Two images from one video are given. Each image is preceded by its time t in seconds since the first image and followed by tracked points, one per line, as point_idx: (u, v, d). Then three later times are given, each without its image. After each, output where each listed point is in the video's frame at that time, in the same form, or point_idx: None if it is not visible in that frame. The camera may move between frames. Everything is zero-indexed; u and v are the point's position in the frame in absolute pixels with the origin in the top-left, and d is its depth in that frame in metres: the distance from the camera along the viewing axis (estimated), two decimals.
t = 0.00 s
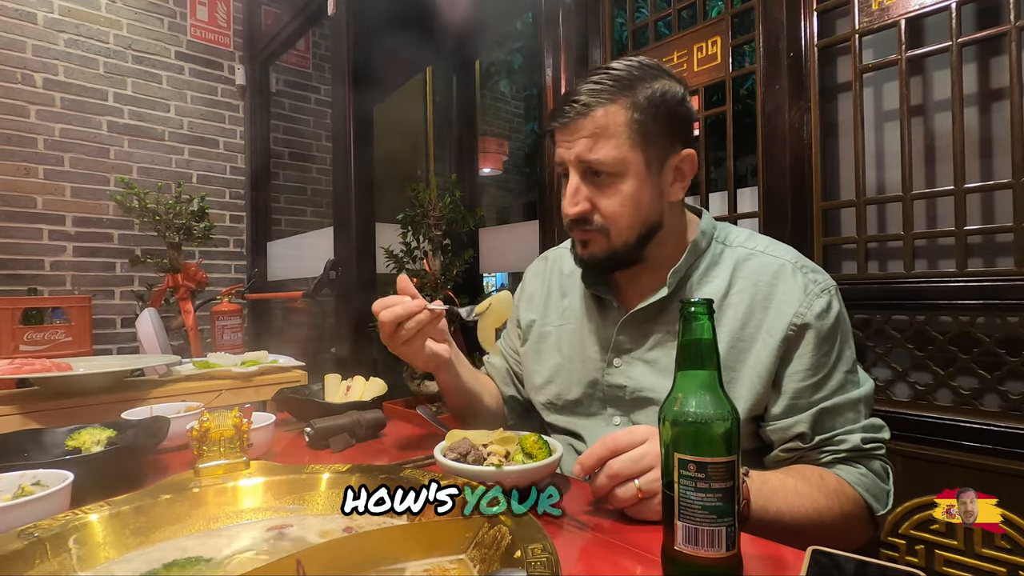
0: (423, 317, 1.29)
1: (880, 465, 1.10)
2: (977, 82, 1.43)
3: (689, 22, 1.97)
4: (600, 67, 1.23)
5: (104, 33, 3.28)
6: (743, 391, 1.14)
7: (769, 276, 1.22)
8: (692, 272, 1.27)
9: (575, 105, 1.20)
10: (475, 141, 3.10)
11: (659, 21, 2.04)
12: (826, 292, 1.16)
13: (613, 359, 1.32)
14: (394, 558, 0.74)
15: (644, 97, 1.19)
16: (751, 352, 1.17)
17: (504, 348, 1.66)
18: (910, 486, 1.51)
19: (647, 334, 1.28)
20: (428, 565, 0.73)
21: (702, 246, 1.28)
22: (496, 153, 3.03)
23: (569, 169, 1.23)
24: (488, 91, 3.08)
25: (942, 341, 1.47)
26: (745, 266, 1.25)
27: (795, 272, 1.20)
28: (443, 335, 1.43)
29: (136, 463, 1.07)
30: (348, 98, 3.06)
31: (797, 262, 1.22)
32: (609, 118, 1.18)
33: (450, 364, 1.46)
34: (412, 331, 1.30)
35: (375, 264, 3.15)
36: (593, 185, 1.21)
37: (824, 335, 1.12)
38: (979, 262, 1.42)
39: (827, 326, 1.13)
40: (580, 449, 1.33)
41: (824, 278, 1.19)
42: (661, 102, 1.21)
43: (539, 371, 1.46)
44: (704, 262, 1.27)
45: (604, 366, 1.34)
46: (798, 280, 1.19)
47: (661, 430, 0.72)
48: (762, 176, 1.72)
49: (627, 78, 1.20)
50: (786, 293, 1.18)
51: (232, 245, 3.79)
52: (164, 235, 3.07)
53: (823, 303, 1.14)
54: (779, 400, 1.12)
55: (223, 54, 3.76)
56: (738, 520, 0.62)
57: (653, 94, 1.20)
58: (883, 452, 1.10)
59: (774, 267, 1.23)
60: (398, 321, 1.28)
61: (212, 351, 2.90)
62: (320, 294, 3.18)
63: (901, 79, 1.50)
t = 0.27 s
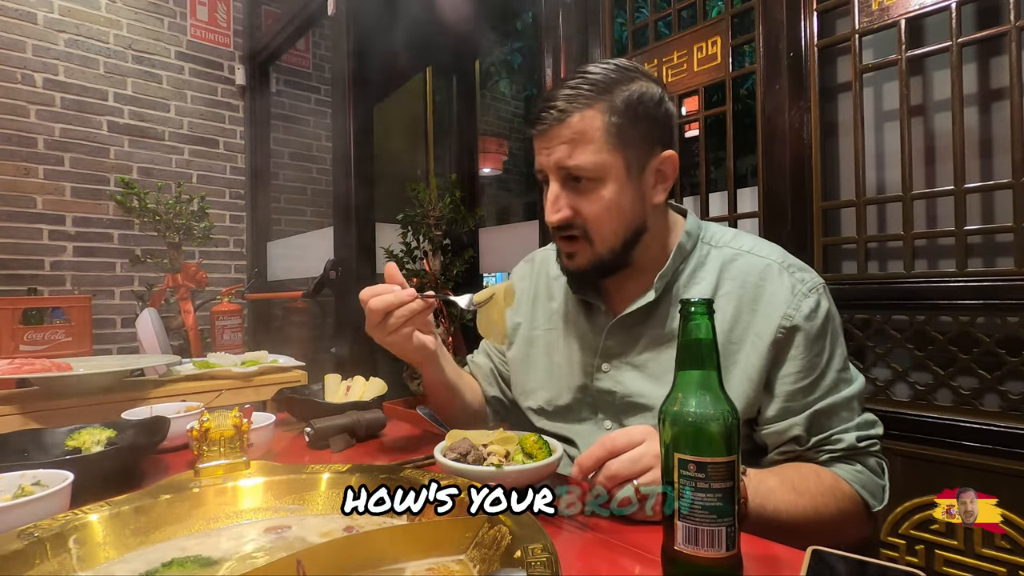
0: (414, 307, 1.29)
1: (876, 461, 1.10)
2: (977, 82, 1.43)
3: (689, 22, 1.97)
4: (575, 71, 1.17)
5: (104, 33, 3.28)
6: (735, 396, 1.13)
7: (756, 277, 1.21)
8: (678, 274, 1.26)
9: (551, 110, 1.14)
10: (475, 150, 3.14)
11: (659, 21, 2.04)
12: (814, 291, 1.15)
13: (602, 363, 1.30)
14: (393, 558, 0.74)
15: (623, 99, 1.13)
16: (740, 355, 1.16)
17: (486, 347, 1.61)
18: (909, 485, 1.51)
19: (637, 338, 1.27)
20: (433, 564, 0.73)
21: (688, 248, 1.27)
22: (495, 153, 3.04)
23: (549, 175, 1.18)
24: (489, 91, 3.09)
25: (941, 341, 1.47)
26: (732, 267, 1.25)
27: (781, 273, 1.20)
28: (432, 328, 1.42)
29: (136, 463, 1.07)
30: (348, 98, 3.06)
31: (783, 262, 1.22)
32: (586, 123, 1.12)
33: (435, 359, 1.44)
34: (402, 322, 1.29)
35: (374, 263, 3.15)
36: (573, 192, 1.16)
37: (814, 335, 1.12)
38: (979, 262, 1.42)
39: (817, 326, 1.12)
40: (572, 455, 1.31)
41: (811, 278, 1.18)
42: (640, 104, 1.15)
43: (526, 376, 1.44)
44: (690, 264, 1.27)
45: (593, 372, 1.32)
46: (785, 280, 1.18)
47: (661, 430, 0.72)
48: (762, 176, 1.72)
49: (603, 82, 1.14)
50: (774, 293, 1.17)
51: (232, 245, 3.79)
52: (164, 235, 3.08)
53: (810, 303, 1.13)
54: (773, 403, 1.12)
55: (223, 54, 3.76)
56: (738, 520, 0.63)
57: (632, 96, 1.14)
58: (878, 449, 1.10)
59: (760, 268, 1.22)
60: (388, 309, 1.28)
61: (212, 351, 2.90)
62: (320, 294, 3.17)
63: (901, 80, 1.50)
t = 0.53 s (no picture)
0: (408, 310, 1.26)
1: (880, 453, 1.10)
2: (977, 82, 1.43)
3: (689, 22, 1.97)
4: (543, 83, 1.14)
5: (104, 33, 3.28)
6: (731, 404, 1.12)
7: (742, 279, 1.20)
8: (663, 279, 1.24)
9: (520, 123, 1.11)
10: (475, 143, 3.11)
11: (659, 21, 2.04)
12: (803, 290, 1.14)
13: (590, 373, 1.27)
14: (393, 559, 0.74)
15: (593, 108, 1.11)
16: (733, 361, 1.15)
17: (476, 351, 1.60)
18: (909, 485, 1.52)
19: (623, 347, 1.24)
20: (436, 564, 0.73)
21: (672, 252, 1.25)
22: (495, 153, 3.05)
23: (523, 191, 1.16)
24: (489, 91, 3.07)
25: (942, 341, 1.47)
26: (718, 270, 1.23)
27: (768, 273, 1.18)
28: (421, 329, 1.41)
29: (137, 463, 1.07)
30: (348, 96, 3.03)
31: (768, 261, 1.20)
32: (557, 134, 1.09)
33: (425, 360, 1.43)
34: (394, 324, 1.27)
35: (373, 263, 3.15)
36: (548, 206, 1.13)
37: (806, 336, 1.10)
38: (979, 262, 1.42)
39: (808, 326, 1.11)
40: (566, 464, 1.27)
41: (798, 275, 1.17)
42: (611, 110, 1.13)
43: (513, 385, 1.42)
44: (675, 268, 1.24)
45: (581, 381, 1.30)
46: (772, 281, 1.17)
47: (661, 430, 0.72)
48: (762, 176, 1.72)
49: (572, 91, 1.12)
50: (762, 296, 1.16)
51: (232, 245, 3.79)
52: (164, 235, 3.08)
53: (800, 303, 1.12)
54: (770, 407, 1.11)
55: (223, 54, 3.76)
56: (738, 521, 0.62)
57: (601, 103, 1.12)
58: (880, 441, 1.10)
59: (746, 269, 1.21)
60: (380, 312, 1.25)
61: (212, 351, 2.90)
62: (320, 294, 3.17)
63: (901, 79, 1.50)
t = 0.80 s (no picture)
0: (414, 307, 1.28)
1: (881, 444, 1.11)
2: (977, 82, 1.43)
3: (689, 22, 1.97)
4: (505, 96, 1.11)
5: (104, 33, 3.28)
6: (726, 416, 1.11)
7: (725, 286, 1.16)
8: (644, 290, 1.20)
9: (482, 138, 1.07)
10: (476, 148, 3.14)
11: (659, 21, 2.03)
12: (789, 294, 1.11)
13: (575, 387, 1.25)
14: (393, 559, 0.74)
15: (556, 122, 1.08)
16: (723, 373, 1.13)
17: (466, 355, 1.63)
18: (910, 486, 1.52)
19: (608, 360, 1.21)
20: (439, 564, 0.73)
21: (651, 260, 1.21)
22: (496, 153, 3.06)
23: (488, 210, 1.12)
24: (489, 91, 3.09)
25: (942, 341, 1.47)
26: (700, 276, 1.20)
27: (752, 279, 1.15)
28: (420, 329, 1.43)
29: (137, 463, 1.07)
30: (348, 95, 3.00)
31: (751, 264, 1.17)
32: (519, 150, 1.06)
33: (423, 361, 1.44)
34: (400, 323, 1.28)
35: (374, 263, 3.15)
36: (513, 225, 1.09)
37: (796, 343, 1.08)
38: (979, 262, 1.42)
39: (798, 332, 1.08)
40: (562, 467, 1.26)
41: (782, 278, 1.13)
42: (574, 124, 1.10)
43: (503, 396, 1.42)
44: (655, 277, 1.21)
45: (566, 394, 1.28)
46: (756, 288, 1.13)
47: (661, 429, 0.72)
48: (762, 177, 1.72)
49: (535, 105, 1.09)
50: (747, 304, 1.12)
51: (232, 245, 3.79)
52: (164, 235, 3.08)
53: (786, 310, 1.09)
54: (767, 415, 1.10)
55: (223, 54, 3.76)
56: (738, 521, 0.62)
57: (564, 117, 1.09)
58: (881, 433, 1.10)
59: (729, 274, 1.17)
60: (387, 310, 1.26)
61: (212, 351, 2.90)
62: (320, 294, 3.17)
63: (901, 79, 1.50)
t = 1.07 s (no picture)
0: (425, 308, 1.29)
1: (883, 445, 1.11)
2: (977, 82, 1.43)
3: (689, 22, 1.97)
4: (466, 122, 1.04)
5: (104, 33, 3.28)
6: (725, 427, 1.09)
7: (720, 294, 1.14)
8: (636, 297, 1.19)
9: (443, 173, 1.02)
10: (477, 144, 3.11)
11: (659, 21, 2.03)
12: (785, 303, 1.09)
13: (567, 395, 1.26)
14: (393, 559, 0.74)
15: (518, 148, 1.01)
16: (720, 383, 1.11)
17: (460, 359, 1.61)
18: (909, 486, 1.52)
19: (602, 367, 1.21)
20: (438, 563, 0.73)
21: (644, 266, 1.19)
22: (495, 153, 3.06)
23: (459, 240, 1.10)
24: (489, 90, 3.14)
25: (942, 341, 1.47)
26: (694, 283, 1.18)
27: (748, 286, 1.13)
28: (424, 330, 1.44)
29: (136, 463, 1.07)
30: (348, 96, 3.00)
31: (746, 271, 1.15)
32: (482, 182, 1.00)
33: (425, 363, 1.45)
34: (409, 323, 1.29)
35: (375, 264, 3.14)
36: (486, 256, 1.08)
37: (794, 353, 1.06)
38: (979, 262, 1.42)
39: (796, 341, 1.06)
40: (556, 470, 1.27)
41: (780, 285, 1.12)
42: (539, 147, 1.03)
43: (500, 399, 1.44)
44: (648, 284, 1.19)
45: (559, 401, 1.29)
46: (752, 296, 1.11)
47: (661, 429, 0.72)
48: (762, 177, 1.72)
49: (496, 130, 1.02)
50: (742, 313, 1.10)
51: (232, 245, 3.79)
52: (164, 235, 3.08)
53: (784, 319, 1.07)
54: (766, 425, 1.09)
55: (223, 54, 3.76)
56: (738, 521, 0.62)
57: (528, 141, 1.02)
58: (882, 433, 1.10)
59: (724, 282, 1.15)
60: (398, 310, 1.27)
61: (212, 351, 2.90)
62: (320, 294, 3.17)
63: (901, 79, 1.50)
